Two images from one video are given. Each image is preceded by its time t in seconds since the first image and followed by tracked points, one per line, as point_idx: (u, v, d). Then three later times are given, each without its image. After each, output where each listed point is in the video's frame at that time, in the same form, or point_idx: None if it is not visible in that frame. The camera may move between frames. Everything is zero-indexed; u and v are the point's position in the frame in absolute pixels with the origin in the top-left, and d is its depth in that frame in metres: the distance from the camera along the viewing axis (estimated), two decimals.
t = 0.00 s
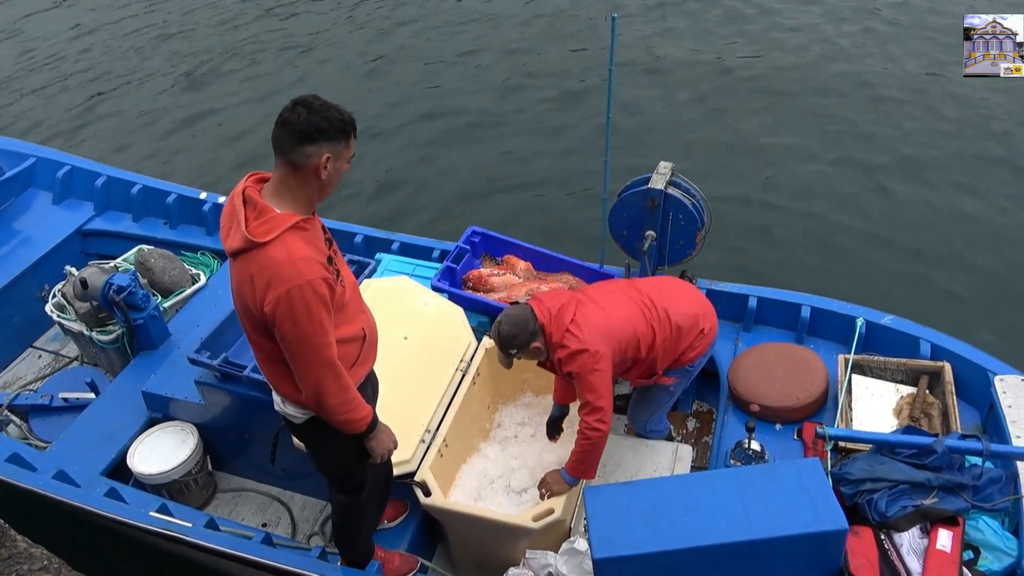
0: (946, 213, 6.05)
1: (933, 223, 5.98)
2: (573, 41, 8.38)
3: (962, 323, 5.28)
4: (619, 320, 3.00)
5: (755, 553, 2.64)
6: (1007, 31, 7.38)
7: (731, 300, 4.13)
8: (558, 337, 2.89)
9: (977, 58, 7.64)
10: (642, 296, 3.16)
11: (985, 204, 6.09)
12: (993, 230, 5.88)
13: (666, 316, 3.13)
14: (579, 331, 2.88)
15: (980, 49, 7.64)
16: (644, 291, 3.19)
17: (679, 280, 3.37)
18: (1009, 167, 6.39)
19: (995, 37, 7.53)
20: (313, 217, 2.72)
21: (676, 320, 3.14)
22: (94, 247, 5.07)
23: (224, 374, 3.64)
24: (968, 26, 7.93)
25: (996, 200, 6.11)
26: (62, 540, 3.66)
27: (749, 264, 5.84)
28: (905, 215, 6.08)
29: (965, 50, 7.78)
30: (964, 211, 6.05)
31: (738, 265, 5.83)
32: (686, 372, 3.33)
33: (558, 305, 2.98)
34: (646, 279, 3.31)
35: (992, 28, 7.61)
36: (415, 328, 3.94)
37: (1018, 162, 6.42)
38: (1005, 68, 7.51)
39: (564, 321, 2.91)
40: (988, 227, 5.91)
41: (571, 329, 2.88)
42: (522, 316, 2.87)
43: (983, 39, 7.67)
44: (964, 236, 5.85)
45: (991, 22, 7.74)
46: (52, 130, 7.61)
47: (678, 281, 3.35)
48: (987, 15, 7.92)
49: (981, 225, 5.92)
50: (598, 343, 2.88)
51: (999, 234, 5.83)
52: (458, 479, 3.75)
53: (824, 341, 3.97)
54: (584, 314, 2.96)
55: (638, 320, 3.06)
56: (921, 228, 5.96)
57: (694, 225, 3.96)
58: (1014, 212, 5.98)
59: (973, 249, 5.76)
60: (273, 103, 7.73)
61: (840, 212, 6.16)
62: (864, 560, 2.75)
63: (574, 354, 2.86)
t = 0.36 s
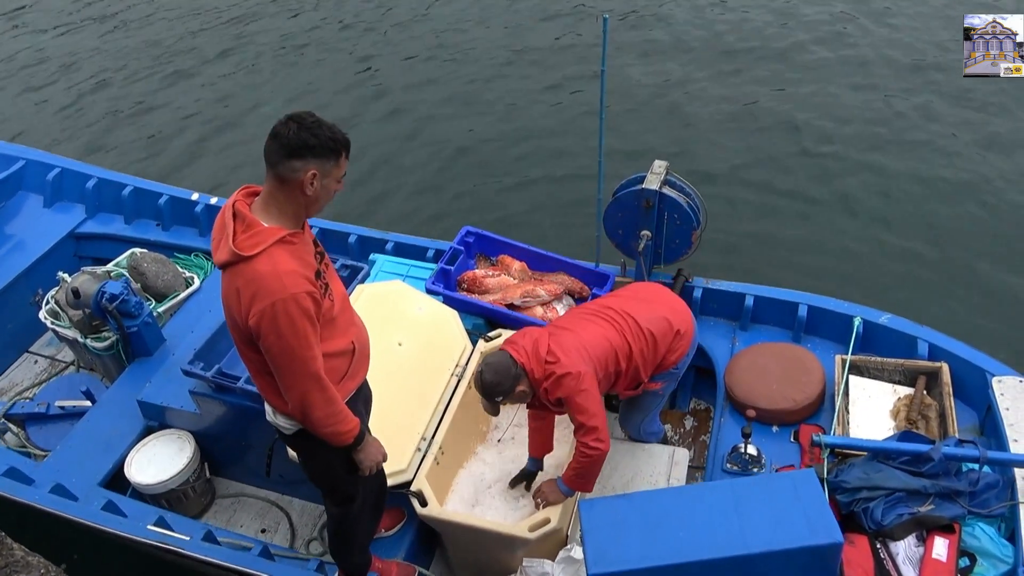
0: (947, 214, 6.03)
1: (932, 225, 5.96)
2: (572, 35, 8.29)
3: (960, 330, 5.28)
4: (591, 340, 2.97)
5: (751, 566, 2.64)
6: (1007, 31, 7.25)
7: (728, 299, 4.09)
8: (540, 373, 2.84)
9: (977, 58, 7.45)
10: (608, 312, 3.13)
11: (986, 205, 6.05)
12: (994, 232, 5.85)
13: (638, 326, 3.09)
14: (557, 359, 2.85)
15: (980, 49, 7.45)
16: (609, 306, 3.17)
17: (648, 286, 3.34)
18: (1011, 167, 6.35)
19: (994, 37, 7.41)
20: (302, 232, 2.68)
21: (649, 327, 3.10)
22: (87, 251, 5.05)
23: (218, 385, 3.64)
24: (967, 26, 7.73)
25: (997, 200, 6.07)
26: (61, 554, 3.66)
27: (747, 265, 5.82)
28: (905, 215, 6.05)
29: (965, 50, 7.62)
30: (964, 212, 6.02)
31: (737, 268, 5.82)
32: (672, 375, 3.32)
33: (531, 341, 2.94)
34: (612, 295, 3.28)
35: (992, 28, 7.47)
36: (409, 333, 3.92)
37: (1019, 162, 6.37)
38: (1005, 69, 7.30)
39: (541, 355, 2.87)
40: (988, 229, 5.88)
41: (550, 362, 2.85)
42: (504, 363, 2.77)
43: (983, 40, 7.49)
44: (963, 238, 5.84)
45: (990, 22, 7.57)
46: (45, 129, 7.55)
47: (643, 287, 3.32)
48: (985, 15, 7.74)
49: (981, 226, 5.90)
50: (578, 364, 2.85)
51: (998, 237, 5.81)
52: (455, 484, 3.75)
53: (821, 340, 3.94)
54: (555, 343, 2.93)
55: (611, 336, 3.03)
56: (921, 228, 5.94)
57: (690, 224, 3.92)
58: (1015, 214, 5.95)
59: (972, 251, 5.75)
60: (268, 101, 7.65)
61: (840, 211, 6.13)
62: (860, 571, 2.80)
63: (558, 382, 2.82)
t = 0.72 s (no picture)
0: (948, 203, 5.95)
1: (935, 212, 5.87)
2: (571, 29, 8.19)
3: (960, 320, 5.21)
4: (573, 349, 3.02)
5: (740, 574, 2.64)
6: (1008, 30, 7.13)
7: (722, 292, 4.05)
8: (525, 387, 2.92)
9: (977, 57, 7.31)
10: (592, 317, 3.18)
11: (988, 196, 5.96)
12: (996, 222, 5.76)
13: (621, 331, 3.14)
14: (539, 371, 2.92)
15: (980, 49, 7.31)
16: (592, 312, 3.22)
17: (633, 288, 3.38)
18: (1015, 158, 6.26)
19: (994, 38, 7.26)
20: (285, 246, 2.65)
21: (631, 331, 3.15)
22: (78, 249, 5.01)
23: (209, 392, 3.65)
24: (967, 25, 7.56)
25: (1000, 191, 5.99)
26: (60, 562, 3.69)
27: (745, 254, 5.77)
28: (907, 204, 5.97)
29: (965, 52, 7.37)
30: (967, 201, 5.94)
31: (735, 253, 5.74)
32: (659, 377, 3.37)
33: (513, 354, 3.01)
34: (596, 299, 3.33)
35: (992, 28, 7.32)
36: (400, 335, 3.91)
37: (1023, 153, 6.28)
38: (1005, 69, 7.14)
39: (526, 369, 2.94)
40: (991, 219, 5.79)
41: (532, 375, 2.92)
42: (490, 381, 2.86)
43: (983, 39, 7.35)
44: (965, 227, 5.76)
45: (991, 22, 7.41)
46: (39, 125, 7.51)
47: (627, 289, 3.36)
48: (986, 14, 7.58)
49: (984, 216, 5.82)
50: (562, 376, 2.91)
51: (1002, 227, 5.73)
52: (450, 485, 3.76)
53: (816, 333, 3.91)
54: (539, 352, 3.00)
55: (593, 343, 3.08)
56: (922, 217, 5.87)
57: (682, 218, 3.87)
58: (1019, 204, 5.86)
59: (974, 240, 5.66)
60: (262, 95, 7.59)
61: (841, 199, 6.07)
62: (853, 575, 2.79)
63: (542, 394, 2.89)
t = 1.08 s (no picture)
0: (950, 195, 5.88)
1: (935, 205, 5.82)
2: (568, 23, 8.14)
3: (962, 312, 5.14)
4: (559, 353, 3.04)
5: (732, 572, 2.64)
6: (1008, 31, 7.06)
7: (717, 287, 4.04)
8: (514, 393, 2.93)
9: (977, 57, 7.19)
10: (578, 320, 3.20)
11: (990, 189, 5.89)
12: (997, 214, 5.70)
13: (608, 332, 3.15)
14: (526, 377, 2.93)
15: (981, 49, 7.25)
16: (578, 315, 3.23)
17: (620, 287, 3.39)
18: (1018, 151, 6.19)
19: (994, 38, 7.22)
20: (275, 246, 2.64)
21: (618, 332, 3.16)
22: (72, 248, 5.01)
23: (203, 392, 3.66)
24: (967, 25, 7.43)
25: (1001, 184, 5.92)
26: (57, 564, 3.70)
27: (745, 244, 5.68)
28: (908, 195, 5.89)
29: (965, 53, 7.24)
30: (967, 193, 5.88)
31: (733, 245, 5.71)
32: (649, 376, 3.38)
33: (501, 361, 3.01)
34: (583, 302, 3.34)
35: (992, 28, 7.24)
36: (394, 333, 3.91)
37: None
38: (1005, 69, 7.02)
39: (513, 375, 2.94)
40: (992, 211, 5.73)
41: (520, 381, 2.93)
42: (479, 390, 2.86)
43: (982, 40, 7.27)
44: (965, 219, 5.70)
45: (990, 22, 7.31)
46: (35, 122, 7.49)
47: (613, 289, 3.37)
48: (987, 13, 7.45)
49: (985, 209, 5.76)
50: (549, 380, 2.92)
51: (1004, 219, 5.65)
52: (444, 482, 3.76)
53: (811, 327, 3.90)
54: (526, 357, 3.01)
55: (580, 347, 3.09)
56: (923, 207, 5.79)
57: (675, 213, 3.84)
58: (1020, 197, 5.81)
59: (974, 233, 5.61)
60: (259, 92, 7.56)
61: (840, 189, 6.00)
62: (843, 571, 2.78)
63: (530, 400, 2.90)
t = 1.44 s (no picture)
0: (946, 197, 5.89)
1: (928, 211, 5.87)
2: (564, 29, 8.20)
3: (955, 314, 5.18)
4: (550, 348, 3.06)
5: (723, 559, 2.65)
6: (1007, 30, 6.99)
7: (710, 285, 4.07)
8: (506, 387, 2.94)
9: (976, 58, 7.11)
10: (567, 315, 3.22)
11: (986, 193, 5.90)
12: (992, 218, 5.71)
13: (597, 326, 3.18)
14: (520, 372, 2.94)
15: (981, 49, 7.12)
16: (568, 310, 3.25)
17: (609, 283, 3.41)
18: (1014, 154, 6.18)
19: (994, 38, 7.11)
20: (261, 238, 2.66)
21: (609, 326, 3.18)
22: (69, 248, 5.03)
23: (197, 385, 3.68)
24: (967, 26, 7.42)
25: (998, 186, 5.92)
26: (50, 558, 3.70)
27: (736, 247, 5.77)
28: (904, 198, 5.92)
29: (965, 52, 7.25)
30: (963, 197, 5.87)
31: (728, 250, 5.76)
32: (640, 370, 3.40)
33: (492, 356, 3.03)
34: (573, 298, 3.36)
35: (992, 28, 7.16)
36: (389, 329, 3.93)
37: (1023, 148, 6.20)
38: (1005, 69, 6.97)
39: (505, 369, 2.96)
40: (988, 215, 5.73)
41: (512, 375, 2.95)
42: (472, 384, 2.87)
43: (982, 39, 7.18)
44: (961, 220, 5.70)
45: (991, 21, 7.26)
46: (35, 129, 7.54)
47: (602, 285, 3.40)
48: (986, 14, 7.44)
49: (981, 212, 5.76)
50: (540, 373, 2.94)
51: (999, 223, 5.67)
52: (437, 477, 3.77)
53: (803, 325, 3.93)
54: (517, 351, 3.03)
55: (570, 341, 3.11)
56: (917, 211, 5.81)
57: (668, 211, 3.89)
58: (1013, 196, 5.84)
59: (968, 234, 5.63)
60: (257, 97, 7.60)
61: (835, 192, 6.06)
62: (835, 561, 2.77)
63: (522, 393, 2.92)
